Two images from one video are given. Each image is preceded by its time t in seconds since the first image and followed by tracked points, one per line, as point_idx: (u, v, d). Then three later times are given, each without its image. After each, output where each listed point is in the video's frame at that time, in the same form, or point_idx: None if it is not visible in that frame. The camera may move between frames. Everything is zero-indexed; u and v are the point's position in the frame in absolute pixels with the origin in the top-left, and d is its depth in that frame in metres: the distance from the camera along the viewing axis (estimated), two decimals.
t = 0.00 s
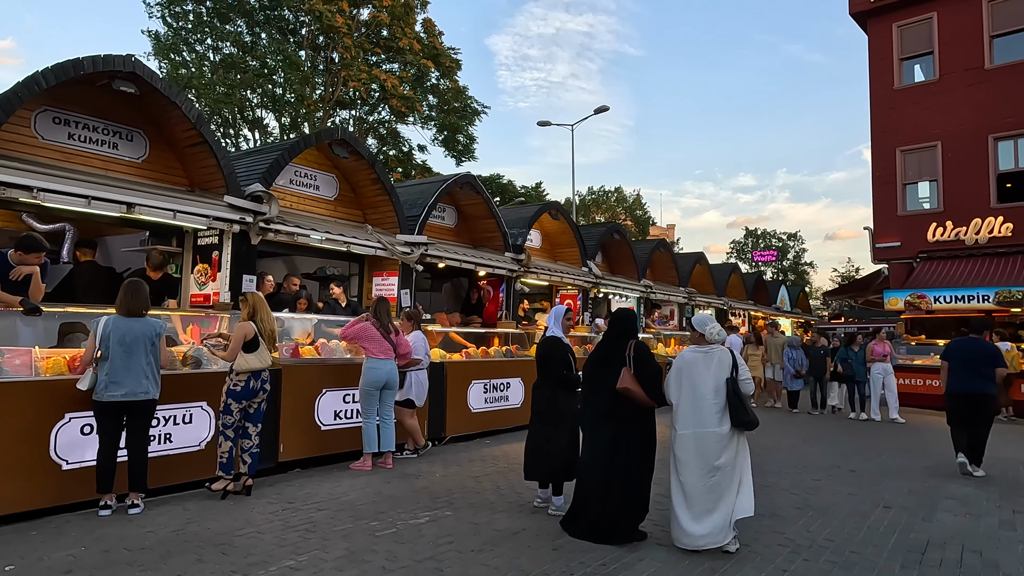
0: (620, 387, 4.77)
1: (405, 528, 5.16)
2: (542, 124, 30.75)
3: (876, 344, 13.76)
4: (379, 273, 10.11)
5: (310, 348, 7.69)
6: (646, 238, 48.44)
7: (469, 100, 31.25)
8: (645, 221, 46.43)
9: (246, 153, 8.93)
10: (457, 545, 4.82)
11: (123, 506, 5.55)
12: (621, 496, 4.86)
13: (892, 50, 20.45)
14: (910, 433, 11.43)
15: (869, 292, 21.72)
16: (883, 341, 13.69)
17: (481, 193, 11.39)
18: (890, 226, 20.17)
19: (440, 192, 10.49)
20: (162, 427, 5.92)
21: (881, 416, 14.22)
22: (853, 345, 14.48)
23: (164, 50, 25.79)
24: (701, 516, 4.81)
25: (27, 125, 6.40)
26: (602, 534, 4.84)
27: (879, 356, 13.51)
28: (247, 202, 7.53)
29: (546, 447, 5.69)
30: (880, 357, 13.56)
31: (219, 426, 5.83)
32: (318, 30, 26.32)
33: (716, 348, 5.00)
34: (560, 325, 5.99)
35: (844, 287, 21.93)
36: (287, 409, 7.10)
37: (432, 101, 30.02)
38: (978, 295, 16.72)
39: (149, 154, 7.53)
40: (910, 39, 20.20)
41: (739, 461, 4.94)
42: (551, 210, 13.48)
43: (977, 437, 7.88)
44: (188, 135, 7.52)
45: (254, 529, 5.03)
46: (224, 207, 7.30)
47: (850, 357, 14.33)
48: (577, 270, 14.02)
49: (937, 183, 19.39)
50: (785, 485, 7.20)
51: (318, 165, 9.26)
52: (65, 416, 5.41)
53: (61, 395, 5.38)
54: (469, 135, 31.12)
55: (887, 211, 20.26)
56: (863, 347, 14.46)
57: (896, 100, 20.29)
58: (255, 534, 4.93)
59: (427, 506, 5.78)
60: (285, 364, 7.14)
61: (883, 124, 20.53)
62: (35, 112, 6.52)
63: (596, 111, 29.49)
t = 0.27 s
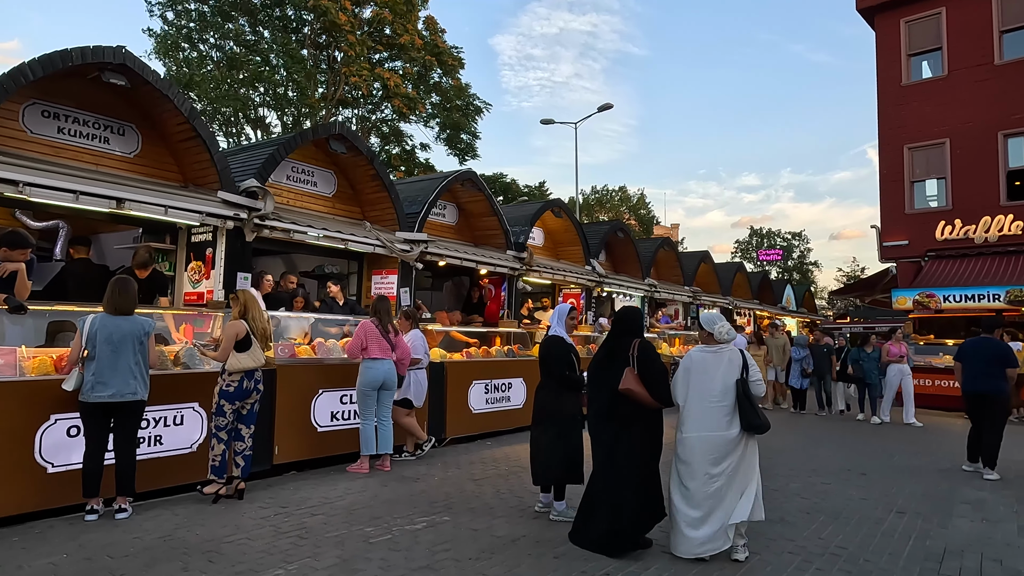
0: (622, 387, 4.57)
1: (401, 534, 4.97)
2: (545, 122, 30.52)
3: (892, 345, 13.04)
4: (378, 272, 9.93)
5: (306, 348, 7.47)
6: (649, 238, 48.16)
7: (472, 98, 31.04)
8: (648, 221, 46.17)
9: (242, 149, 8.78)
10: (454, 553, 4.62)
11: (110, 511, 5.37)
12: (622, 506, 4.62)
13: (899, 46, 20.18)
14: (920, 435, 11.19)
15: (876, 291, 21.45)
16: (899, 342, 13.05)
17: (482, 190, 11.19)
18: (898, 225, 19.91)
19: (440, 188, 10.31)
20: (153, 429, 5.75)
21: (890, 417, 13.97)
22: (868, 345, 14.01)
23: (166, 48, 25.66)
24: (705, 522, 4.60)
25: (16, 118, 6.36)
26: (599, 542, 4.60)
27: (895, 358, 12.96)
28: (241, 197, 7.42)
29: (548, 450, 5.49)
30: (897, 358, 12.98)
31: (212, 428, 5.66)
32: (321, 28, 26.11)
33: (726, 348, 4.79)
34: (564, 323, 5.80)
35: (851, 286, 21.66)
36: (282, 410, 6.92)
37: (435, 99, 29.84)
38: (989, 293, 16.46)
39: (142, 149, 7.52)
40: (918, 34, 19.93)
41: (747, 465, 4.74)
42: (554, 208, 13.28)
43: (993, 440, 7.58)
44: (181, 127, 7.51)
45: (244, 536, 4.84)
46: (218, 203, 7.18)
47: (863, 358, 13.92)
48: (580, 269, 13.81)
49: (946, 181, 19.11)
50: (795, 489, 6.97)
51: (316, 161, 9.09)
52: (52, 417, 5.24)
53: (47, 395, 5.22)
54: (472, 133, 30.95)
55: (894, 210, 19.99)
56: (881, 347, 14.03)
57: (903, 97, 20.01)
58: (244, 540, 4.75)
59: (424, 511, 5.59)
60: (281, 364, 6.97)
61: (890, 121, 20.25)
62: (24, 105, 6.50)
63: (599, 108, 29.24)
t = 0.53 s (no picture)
0: (624, 393, 4.42)
1: (397, 543, 4.82)
2: (548, 122, 30.39)
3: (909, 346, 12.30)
4: (378, 272, 9.80)
5: (305, 350, 7.32)
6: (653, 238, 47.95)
7: (476, 98, 30.91)
8: (653, 221, 45.98)
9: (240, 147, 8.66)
10: (452, 563, 4.46)
11: (99, 518, 5.23)
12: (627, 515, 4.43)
13: (907, 44, 19.96)
14: (929, 439, 10.99)
15: (883, 292, 21.23)
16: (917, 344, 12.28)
17: (484, 190, 11.04)
18: (905, 225, 19.68)
19: (442, 187, 10.17)
20: (145, 433, 5.63)
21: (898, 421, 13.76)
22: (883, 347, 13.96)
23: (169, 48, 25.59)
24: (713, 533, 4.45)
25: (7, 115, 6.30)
26: (599, 554, 4.41)
27: (913, 360, 12.30)
28: (239, 197, 7.32)
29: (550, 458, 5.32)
30: (915, 361, 12.29)
31: (206, 432, 5.49)
32: (326, 26, 25.98)
33: (734, 352, 4.63)
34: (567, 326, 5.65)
35: (857, 287, 21.44)
36: (279, 413, 6.79)
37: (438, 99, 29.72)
38: (997, 295, 16.25)
39: (137, 147, 7.44)
40: (926, 33, 19.70)
41: (757, 474, 4.58)
42: (557, 208, 13.13)
43: (1006, 445, 7.40)
44: (176, 125, 7.42)
45: (236, 544, 4.69)
46: (214, 202, 7.07)
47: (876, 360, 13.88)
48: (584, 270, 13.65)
49: (954, 181, 18.89)
50: (802, 495, 6.81)
51: (315, 160, 8.96)
52: (40, 421, 5.10)
53: (33, 400, 5.06)
54: (474, 132, 30.83)
55: (901, 210, 19.77)
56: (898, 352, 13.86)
57: (911, 96, 19.79)
58: (236, 549, 4.60)
59: (422, 518, 5.44)
60: (277, 367, 6.82)
61: (897, 120, 20.02)
62: (16, 102, 6.46)
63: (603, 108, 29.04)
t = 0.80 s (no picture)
0: (621, 397, 4.28)
1: (390, 551, 4.68)
2: (551, 121, 30.24)
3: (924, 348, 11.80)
4: (376, 272, 9.67)
5: (300, 351, 7.18)
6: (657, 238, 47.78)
7: (479, 98, 30.78)
8: (657, 221, 45.79)
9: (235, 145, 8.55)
10: (444, 571, 4.32)
11: (86, 522, 5.12)
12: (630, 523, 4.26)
13: (913, 42, 19.74)
14: (937, 442, 10.81)
15: (889, 293, 21.03)
16: (932, 346, 11.80)
17: (485, 188, 10.90)
18: (912, 226, 19.46)
19: (441, 186, 10.04)
20: (135, 435, 5.51)
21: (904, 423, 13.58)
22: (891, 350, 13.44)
23: (172, 47, 25.54)
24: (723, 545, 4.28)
25: None
26: (597, 564, 4.27)
27: (930, 362, 11.75)
28: (232, 195, 7.21)
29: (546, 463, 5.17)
30: (930, 364, 11.75)
31: (195, 435, 5.37)
32: (329, 26, 25.88)
33: (737, 354, 4.49)
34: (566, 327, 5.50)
35: (863, 288, 21.24)
36: (273, 415, 6.66)
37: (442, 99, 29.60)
38: (1005, 296, 16.07)
39: (130, 144, 7.33)
40: (933, 30, 19.47)
41: (763, 482, 4.42)
42: (558, 207, 12.99)
43: None
44: (169, 122, 7.32)
45: (224, 551, 4.56)
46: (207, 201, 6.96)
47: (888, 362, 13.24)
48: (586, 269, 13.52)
49: (961, 180, 18.68)
50: (808, 501, 6.64)
51: (312, 158, 8.84)
52: (26, 423, 4.99)
53: (16, 404, 4.93)
54: (477, 131, 30.70)
55: (908, 210, 19.56)
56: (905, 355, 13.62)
57: (917, 94, 19.56)
58: (223, 556, 4.46)
59: (416, 524, 5.30)
60: (271, 368, 6.69)
61: (904, 119, 19.79)
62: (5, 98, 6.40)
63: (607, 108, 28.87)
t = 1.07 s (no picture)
0: (614, 398, 4.12)
1: (376, 556, 4.53)
2: (555, 119, 30.05)
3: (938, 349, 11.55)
4: (372, 269, 9.55)
5: (292, 350, 7.00)
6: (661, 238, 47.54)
7: (482, 97, 30.62)
8: (661, 221, 45.56)
9: (228, 141, 8.45)
10: None
11: (66, 525, 4.99)
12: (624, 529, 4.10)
13: (921, 38, 19.48)
14: (943, 443, 10.61)
15: (895, 292, 20.79)
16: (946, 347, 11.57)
17: (483, 185, 10.75)
18: (918, 224, 19.21)
19: (438, 182, 9.91)
20: (119, 435, 5.38)
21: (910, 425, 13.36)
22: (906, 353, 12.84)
23: (175, 46, 25.42)
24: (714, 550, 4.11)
25: None
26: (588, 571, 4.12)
27: (943, 364, 11.48)
28: (222, 190, 7.12)
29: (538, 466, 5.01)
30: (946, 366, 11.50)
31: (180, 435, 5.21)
32: (332, 24, 25.70)
33: (736, 354, 4.31)
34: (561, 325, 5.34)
35: (869, 287, 21.00)
36: (262, 414, 6.51)
37: (445, 97, 29.44)
38: (1013, 295, 15.83)
39: (118, 139, 7.36)
40: (940, 26, 19.20)
41: (760, 486, 4.27)
42: (559, 204, 12.83)
43: None
44: (158, 117, 7.33)
45: (204, 555, 4.42)
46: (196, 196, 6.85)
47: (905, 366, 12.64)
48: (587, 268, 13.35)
49: (969, 178, 18.42)
50: (810, 504, 6.47)
51: (306, 154, 8.73)
52: (5, 422, 4.87)
53: None
54: (480, 130, 30.56)
55: (914, 208, 19.32)
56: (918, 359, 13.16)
57: (924, 91, 19.29)
58: (203, 560, 4.32)
59: (404, 528, 5.16)
60: (261, 368, 6.54)
61: (911, 117, 19.54)
62: None
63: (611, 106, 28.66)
